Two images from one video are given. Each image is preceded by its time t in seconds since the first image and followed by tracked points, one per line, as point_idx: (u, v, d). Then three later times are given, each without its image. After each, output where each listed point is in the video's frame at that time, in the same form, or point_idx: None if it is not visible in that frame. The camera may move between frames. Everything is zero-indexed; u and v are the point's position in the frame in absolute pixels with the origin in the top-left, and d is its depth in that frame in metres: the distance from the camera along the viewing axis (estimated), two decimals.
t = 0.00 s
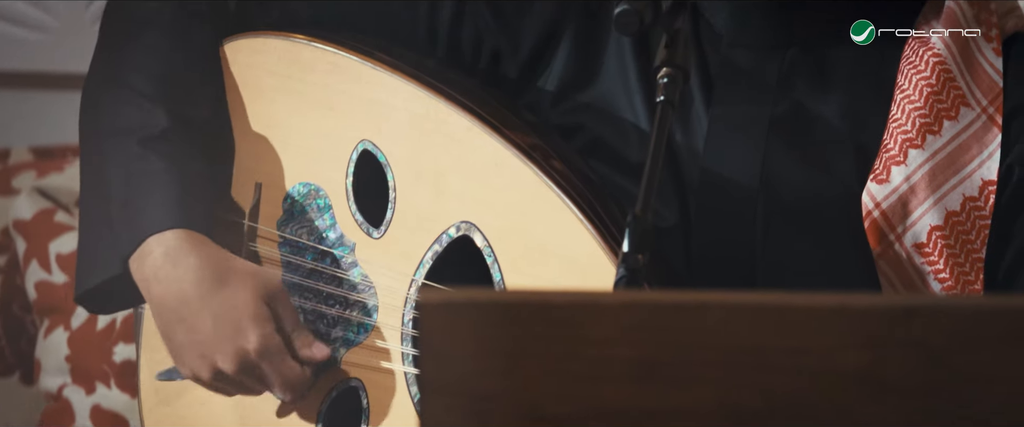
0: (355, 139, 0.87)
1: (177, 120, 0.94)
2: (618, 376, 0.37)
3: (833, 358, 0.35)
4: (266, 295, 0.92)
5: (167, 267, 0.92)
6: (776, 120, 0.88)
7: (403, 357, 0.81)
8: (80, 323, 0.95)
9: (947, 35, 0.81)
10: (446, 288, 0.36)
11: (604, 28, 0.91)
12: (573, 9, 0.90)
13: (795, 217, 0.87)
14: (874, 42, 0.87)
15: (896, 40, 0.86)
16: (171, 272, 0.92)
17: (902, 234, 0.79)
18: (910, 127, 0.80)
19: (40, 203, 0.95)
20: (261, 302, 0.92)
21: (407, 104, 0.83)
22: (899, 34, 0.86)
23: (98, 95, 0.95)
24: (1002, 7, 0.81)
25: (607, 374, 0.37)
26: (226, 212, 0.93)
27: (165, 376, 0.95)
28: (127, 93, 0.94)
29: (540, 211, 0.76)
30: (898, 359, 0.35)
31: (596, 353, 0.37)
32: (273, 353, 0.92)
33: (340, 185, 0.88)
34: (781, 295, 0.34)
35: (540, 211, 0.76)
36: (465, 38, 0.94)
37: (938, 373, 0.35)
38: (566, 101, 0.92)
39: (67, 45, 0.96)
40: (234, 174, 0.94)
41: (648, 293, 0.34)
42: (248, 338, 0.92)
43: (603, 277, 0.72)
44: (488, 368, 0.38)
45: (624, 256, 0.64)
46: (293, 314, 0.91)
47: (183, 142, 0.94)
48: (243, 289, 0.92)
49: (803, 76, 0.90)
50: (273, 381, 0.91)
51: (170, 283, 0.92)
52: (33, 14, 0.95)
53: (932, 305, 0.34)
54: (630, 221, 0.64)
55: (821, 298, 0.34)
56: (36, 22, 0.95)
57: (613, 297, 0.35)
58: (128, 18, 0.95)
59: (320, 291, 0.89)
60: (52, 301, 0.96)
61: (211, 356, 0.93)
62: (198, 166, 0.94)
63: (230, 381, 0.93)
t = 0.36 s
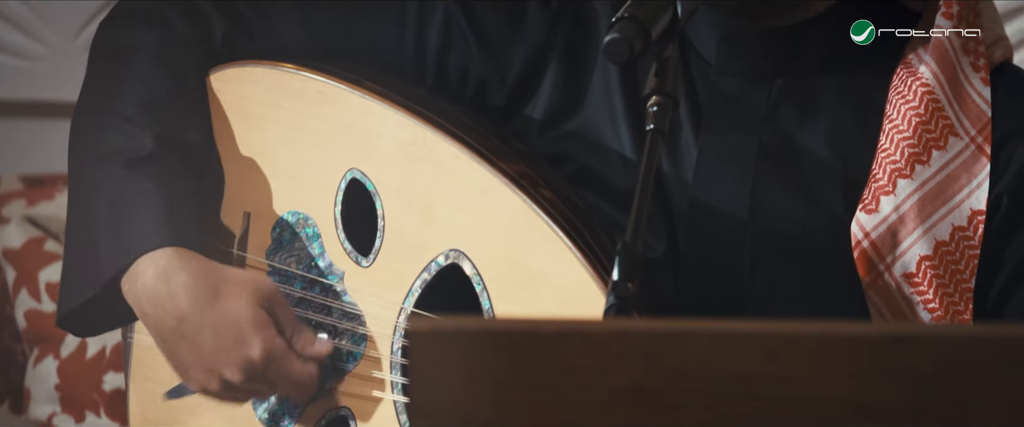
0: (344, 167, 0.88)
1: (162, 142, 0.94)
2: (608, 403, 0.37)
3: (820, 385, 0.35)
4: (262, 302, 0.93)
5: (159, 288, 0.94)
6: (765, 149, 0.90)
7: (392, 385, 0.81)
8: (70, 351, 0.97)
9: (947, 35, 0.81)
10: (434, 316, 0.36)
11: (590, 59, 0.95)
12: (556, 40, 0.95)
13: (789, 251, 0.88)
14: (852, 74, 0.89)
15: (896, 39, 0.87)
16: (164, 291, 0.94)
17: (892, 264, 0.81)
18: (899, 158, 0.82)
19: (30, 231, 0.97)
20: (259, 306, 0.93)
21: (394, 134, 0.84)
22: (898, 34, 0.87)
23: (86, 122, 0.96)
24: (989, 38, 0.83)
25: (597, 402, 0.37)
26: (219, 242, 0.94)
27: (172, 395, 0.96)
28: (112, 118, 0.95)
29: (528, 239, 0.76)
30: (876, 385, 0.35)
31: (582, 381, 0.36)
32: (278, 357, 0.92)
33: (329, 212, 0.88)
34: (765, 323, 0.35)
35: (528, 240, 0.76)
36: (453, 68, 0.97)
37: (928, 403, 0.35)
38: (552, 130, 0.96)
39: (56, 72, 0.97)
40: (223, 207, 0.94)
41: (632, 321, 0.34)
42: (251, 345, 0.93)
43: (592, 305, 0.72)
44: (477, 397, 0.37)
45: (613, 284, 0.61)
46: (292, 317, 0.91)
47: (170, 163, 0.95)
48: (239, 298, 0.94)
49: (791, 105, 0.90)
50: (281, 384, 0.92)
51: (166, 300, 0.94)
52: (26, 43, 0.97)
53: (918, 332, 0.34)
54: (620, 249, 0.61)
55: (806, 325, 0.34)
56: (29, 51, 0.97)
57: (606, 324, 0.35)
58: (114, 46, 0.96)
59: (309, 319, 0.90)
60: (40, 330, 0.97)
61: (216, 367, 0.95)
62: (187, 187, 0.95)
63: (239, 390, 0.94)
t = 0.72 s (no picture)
0: (336, 200, 0.88)
1: (146, 182, 0.98)
2: None
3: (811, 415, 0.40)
4: (239, 340, 0.93)
5: (137, 328, 0.96)
6: (759, 182, 0.90)
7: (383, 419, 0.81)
8: (61, 385, 0.97)
9: (947, 35, 0.82)
10: (429, 350, 0.39)
11: (584, 89, 0.97)
12: (550, 70, 0.97)
13: (783, 279, 0.88)
14: (837, 109, 0.91)
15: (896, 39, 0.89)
16: (143, 333, 0.95)
17: (886, 298, 0.81)
18: (894, 191, 0.82)
19: (22, 264, 0.99)
20: (236, 345, 0.93)
21: (387, 167, 0.85)
22: (898, 34, 0.89)
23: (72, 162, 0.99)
24: (983, 71, 0.87)
25: None
26: (206, 274, 0.95)
27: None
28: (101, 159, 0.99)
29: (518, 272, 0.77)
30: (876, 414, 0.39)
31: (581, 410, 0.40)
32: (258, 392, 0.91)
33: (321, 245, 0.89)
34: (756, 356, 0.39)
35: (520, 274, 0.77)
36: (444, 98, 0.99)
37: None
38: (544, 162, 0.97)
39: (45, 104, 1.01)
40: (213, 237, 0.95)
41: (625, 354, 0.38)
42: (229, 385, 0.92)
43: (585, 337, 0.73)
44: None
45: (604, 316, 0.59)
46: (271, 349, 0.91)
47: (153, 202, 0.98)
48: (215, 336, 0.93)
49: (783, 138, 0.91)
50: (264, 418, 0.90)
51: (145, 341, 0.95)
52: (17, 76, 1.01)
53: (907, 365, 0.39)
54: (613, 280, 0.58)
55: (799, 358, 0.39)
56: (20, 84, 1.01)
57: (598, 358, 0.39)
58: (109, 84, 1.00)
59: (301, 352, 0.88)
60: (32, 363, 0.98)
61: (200, 408, 0.93)
62: (171, 226, 0.97)
63: None
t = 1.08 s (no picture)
0: (334, 230, 0.88)
1: (152, 215, 0.98)
2: None
3: None
4: (240, 391, 0.91)
5: (140, 364, 0.95)
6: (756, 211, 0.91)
7: None
8: (56, 415, 1.01)
9: (946, 34, 0.82)
10: (423, 380, 0.39)
11: (580, 120, 0.98)
12: (547, 101, 0.99)
13: (778, 309, 0.89)
14: (832, 140, 0.91)
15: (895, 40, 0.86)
16: (146, 368, 0.94)
17: (883, 327, 0.82)
18: (891, 221, 0.81)
19: (18, 296, 1.03)
20: (236, 397, 0.91)
21: (384, 197, 0.85)
22: (898, 34, 0.86)
23: (76, 193, 1.01)
24: (980, 100, 0.87)
25: None
26: (206, 304, 0.95)
27: None
28: (105, 188, 0.99)
29: (514, 302, 0.77)
30: None
31: None
32: None
33: (318, 275, 0.89)
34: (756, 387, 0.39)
35: (516, 304, 0.77)
36: (442, 127, 0.99)
37: None
38: (542, 193, 0.97)
39: (44, 136, 1.06)
40: (211, 264, 0.96)
41: (621, 385, 0.38)
42: None
43: (581, 368, 0.72)
44: None
45: (600, 348, 0.58)
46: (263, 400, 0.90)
47: (157, 234, 0.99)
48: (216, 384, 0.92)
49: (781, 169, 0.92)
50: None
51: (145, 375, 0.94)
52: (18, 109, 1.08)
53: (907, 397, 0.38)
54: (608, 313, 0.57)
55: (798, 388, 0.39)
56: (19, 116, 1.08)
57: (594, 387, 0.38)
58: (108, 111, 1.03)
59: (297, 382, 0.88)
60: (29, 393, 1.02)
61: None
62: (174, 261, 0.97)
63: None
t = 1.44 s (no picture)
0: (329, 263, 0.88)
1: (136, 244, 1.00)
2: None
3: None
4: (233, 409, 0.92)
5: (129, 391, 0.97)
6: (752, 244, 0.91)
7: None
8: None
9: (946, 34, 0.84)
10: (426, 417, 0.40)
11: (574, 153, 0.99)
12: (542, 135, 0.99)
13: (772, 342, 0.89)
14: (830, 174, 0.91)
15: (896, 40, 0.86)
16: (135, 397, 0.96)
17: (880, 361, 0.84)
18: (888, 255, 0.84)
19: (14, 328, 1.01)
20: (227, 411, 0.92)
21: (379, 230, 0.85)
22: (899, 34, 0.85)
23: (73, 227, 1.02)
24: (977, 135, 0.88)
25: None
26: (201, 337, 0.96)
27: None
28: (99, 222, 1.01)
29: (511, 335, 0.78)
30: None
31: None
32: None
33: (313, 308, 0.88)
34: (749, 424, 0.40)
35: (512, 337, 0.78)
36: (437, 158, 1.00)
37: None
38: (537, 225, 0.98)
39: (42, 170, 1.04)
40: (206, 297, 0.96)
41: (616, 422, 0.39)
42: None
43: (578, 400, 0.75)
44: None
45: (597, 380, 0.60)
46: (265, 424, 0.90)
47: (145, 264, 0.99)
48: (207, 403, 0.93)
49: (779, 202, 0.91)
50: None
51: (133, 405, 0.96)
52: (12, 142, 1.05)
53: None
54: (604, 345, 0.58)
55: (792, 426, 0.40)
56: (13, 149, 1.04)
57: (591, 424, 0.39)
58: (105, 147, 1.03)
59: (294, 415, 0.88)
60: None
61: None
62: (161, 290, 0.98)
63: None
